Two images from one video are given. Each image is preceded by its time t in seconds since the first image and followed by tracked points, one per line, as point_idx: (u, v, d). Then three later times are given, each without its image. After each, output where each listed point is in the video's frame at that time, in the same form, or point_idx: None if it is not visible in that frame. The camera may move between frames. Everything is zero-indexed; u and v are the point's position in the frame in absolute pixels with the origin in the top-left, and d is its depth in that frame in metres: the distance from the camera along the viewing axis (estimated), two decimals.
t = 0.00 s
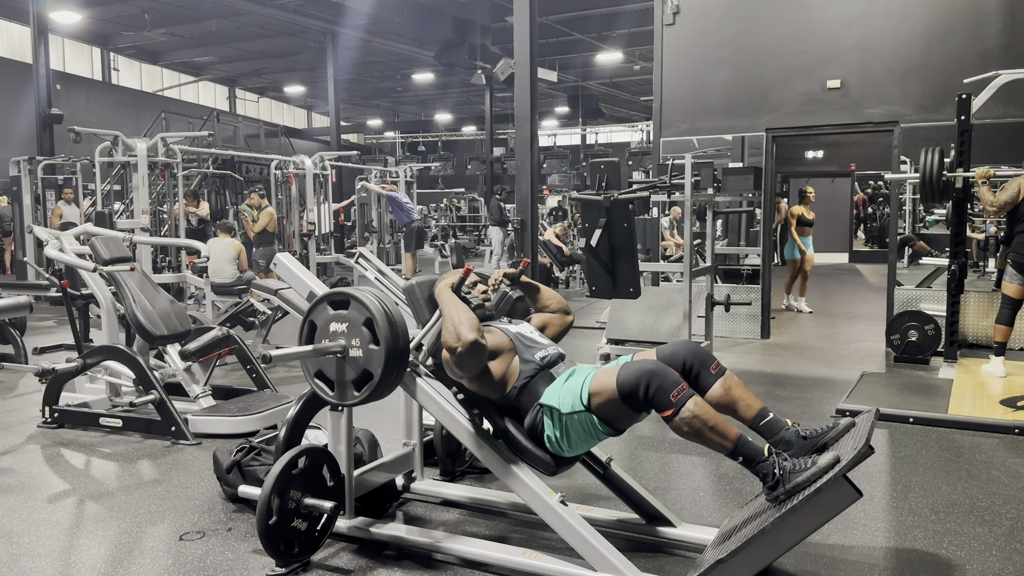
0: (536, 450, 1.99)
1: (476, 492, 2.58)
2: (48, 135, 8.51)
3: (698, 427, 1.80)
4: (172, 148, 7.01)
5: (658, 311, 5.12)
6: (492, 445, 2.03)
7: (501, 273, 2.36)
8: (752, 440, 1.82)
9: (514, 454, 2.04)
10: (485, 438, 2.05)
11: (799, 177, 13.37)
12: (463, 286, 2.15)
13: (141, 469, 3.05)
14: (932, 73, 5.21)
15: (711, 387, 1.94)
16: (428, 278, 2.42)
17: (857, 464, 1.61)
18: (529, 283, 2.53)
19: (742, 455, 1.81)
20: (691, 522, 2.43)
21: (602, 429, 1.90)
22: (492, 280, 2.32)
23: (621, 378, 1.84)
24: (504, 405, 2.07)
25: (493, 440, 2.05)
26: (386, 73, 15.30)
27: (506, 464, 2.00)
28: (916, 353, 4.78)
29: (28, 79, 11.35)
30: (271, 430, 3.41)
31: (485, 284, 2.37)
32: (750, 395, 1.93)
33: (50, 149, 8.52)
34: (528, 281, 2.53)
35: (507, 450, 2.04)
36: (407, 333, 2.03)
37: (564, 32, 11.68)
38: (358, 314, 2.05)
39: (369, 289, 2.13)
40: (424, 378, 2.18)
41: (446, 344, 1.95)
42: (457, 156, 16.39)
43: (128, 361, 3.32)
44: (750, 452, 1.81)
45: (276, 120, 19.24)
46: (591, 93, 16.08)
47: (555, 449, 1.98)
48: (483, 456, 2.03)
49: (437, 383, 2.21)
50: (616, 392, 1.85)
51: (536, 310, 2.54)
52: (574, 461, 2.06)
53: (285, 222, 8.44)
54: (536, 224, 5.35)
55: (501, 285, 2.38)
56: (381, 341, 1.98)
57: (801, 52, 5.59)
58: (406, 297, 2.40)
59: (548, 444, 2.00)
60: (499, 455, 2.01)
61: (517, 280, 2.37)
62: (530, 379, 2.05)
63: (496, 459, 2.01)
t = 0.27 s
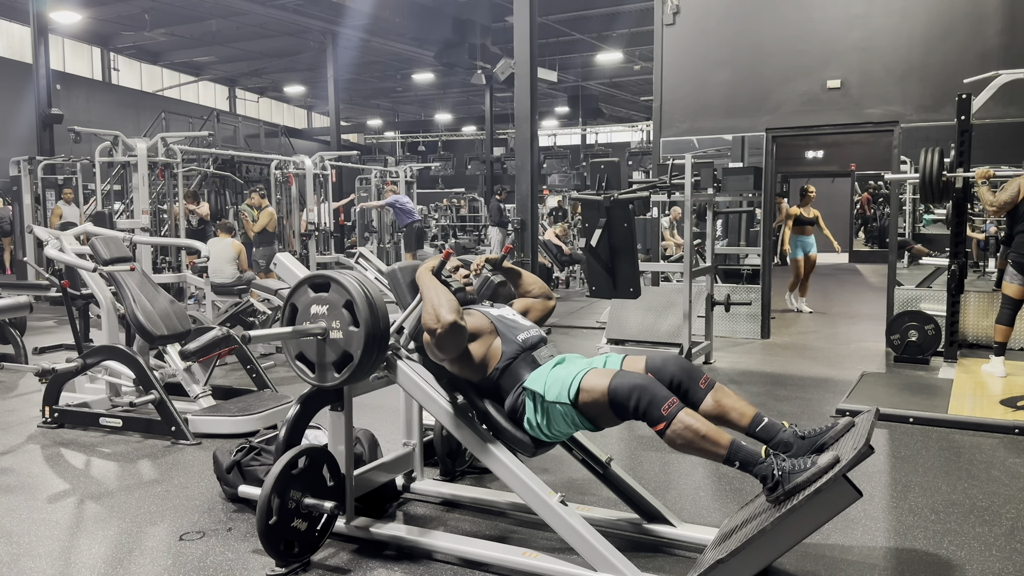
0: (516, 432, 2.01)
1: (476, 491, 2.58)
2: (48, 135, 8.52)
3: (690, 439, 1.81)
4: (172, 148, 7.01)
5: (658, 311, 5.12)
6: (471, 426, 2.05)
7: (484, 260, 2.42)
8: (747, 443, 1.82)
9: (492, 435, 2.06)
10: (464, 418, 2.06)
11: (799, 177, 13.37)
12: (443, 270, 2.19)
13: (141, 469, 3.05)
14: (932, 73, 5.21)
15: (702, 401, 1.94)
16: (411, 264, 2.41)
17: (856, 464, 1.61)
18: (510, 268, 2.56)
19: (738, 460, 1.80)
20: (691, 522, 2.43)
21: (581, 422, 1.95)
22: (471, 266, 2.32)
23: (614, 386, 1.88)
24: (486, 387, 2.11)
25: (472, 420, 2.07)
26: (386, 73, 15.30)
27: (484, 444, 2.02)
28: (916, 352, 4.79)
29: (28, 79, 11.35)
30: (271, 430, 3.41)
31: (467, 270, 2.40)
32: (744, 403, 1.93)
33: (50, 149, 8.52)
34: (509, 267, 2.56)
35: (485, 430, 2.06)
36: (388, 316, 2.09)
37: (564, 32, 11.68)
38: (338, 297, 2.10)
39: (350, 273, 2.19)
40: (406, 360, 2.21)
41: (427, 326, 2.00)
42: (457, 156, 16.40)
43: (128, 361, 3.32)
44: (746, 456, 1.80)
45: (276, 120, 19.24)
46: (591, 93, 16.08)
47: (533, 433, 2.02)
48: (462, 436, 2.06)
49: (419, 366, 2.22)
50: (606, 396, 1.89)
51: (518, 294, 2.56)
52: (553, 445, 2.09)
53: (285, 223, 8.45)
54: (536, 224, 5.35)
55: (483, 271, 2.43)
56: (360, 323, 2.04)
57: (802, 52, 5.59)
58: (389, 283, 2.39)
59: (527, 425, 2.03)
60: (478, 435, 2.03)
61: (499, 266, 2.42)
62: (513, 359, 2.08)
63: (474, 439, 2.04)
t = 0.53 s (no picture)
0: (507, 425, 2.03)
1: (477, 491, 2.58)
2: (48, 135, 8.52)
3: (686, 446, 1.83)
4: (172, 147, 7.01)
5: (658, 311, 5.12)
6: (462, 418, 2.06)
7: (477, 255, 2.44)
8: (746, 445, 1.82)
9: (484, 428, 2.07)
10: (455, 411, 2.07)
11: (799, 177, 13.37)
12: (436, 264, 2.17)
13: (141, 469, 3.05)
14: (932, 73, 5.21)
15: (700, 413, 1.98)
16: (403, 259, 2.39)
17: (856, 463, 1.61)
18: (506, 265, 2.61)
19: (737, 463, 1.80)
20: (691, 522, 2.43)
21: (574, 423, 1.96)
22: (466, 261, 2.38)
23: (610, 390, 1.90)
24: (478, 382, 2.13)
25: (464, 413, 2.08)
26: (386, 74, 15.30)
27: (476, 436, 2.04)
28: (916, 352, 4.79)
29: (28, 79, 11.35)
30: (271, 430, 3.41)
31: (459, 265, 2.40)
32: (739, 410, 1.96)
33: (50, 149, 8.52)
34: (504, 262, 2.61)
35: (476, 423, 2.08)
36: (380, 310, 2.10)
37: (564, 32, 11.68)
38: (331, 290, 2.10)
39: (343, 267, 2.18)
40: (398, 353, 2.24)
41: (416, 320, 2.00)
42: (457, 156, 16.40)
43: (127, 361, 3.32)
44: (744, 458, 1.80)
45: (276, 120, 19.23)
46: (591, 93, 16.09)
47: (522, 428, 2.03)
48: (453, 428, 2.07)
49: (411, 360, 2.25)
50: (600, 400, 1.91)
51: (512, 291, 2.62)
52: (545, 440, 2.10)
53: (285, 223, 8.45)
54: (536, 224, 5.35)
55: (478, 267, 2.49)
56: (353, 317, 2.04)
57: (801, 51, 5.59)
58: (382, 278, 2.38)
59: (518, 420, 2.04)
60: (470, 427, 2.05)
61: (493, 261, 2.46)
62: (506, 356, 2.10)
63: (465, 430, 2.05)
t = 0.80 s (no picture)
0: (528, 444, 2.00)
1: (476, 492, 2.58)
2: (48, 135, 8.52)
3: (694, 432, 1.81)
4: (172, 148, 7.01)
5: (658, 311, 5.12)
6: (485, 439, 2.05)
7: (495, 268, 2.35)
8: (749, 441, 1.83)
9: (506, 448, 2.06)
10: (477, 431, 2.06)
11: (800, 177, 13.36)
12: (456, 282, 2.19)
13: (141, 469, 3.05)
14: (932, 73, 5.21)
15: (709, 394, 1.95)
16: (422, 274, 2.42)
17: (856, 464, 1.61)
18: (522, 279, 2.57)
19: (740, 458, 1.82)
20: (690, 522, 2.43)
21: (594, 428, 1.91)
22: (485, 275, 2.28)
23: (617, 381, 1.85)
24: (496, 400, 2.10)
25: (486, 434, 2.07)
26: (386, 74, 15.30)
27: (499, 457, 2.02)
28: (916, 352, 4.78)
29: (28, 79, 11.35)
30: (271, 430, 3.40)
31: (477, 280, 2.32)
32: (747, 399, 1.94)
33: (50, 149, 8.52)
34: (521, 278, 2.57)
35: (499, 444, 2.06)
36: (401, 328, 2.05)
37: (564, 32, 11.68)
38: (351, 308, 2.07)
39: (362, 284, 2.15)
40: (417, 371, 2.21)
41: (439, 337, 2.00)
42: (457, 156, 16.40)
43: (127, 361, 3.32)
44: (748, 454, 1.81)
45: (276, 120, 19.23)
46: (591, 93, 16.08)
47: (543, 444, 1.99)
48: (475, 448, 2.06)
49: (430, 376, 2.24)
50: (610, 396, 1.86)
51: (529, 305, 2.56)
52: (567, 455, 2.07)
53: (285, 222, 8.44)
54: (536, 224, 5.35)
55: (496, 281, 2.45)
56: (373, 334, 2.00)
57: (801, 52, 5.59)
58: (400, 293, 2.40)
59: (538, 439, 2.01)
60: (492, 447, 2.03)
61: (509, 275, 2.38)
62: (524, 374, 2.07)
63: (487, 451, 2.04)
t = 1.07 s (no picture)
0: (557, 469, 1.94)
1: (476, 492, 2.58)
2: (48, 135, 8.51)
3: (701, 422, 1.78)
4: (172, 148, 7.01)
5: (658, 311, 5.12)
6: (518, 468, 2.01)
7: (522, 290, 2.31)
8: (755, 438, 1.82)
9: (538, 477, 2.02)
10: (510, 460, 2.02)
11: (800, 177, 13.36)
12: (485, 305, 2.09)
13: (141, 469, 3.05)
14: (931, 73, 5.21)
15: (718, 381, 1.94)
16: (448, 295, 2.40)
17: (856, 464, 1.61)
18: (548, 299, 2.48)
19: (745, 453, 1.81)
20: (690, 522, 2.43)
21: (623, 440, 1.83)
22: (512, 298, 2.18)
23: (625, 379, 1.79)
24: (526, 425, 2.00)
25: (518, 462, 2.02)
26: (386, 74, 15.30)
27: (534, 489, 1.99)
28: (916, 353, 4.78)
29: (28, 79, 11.34)
30: (271, 430, 3.40)
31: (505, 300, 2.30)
32: (754, 392, 1.93)
33: (50, 149, 8.52)
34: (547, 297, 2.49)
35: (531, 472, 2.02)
36: (430, 352, 2.01)
37: (565, 32, 11.68)
38: (380, 333, 2.03)
39: (390, 308, 2.11)
40: (445, 397, 2.18)
41: (470, 364, 1.89)
42: (457, 156, 16.40)
43: (127, 361, 3.32)
44: (753, 450, 1.81)
45: (276, 120, 19.23)
46: (591, 93, 16.08)
47: (577, 468, 1.92)
48: (508, 478, 2.02)
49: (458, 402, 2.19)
50: (622, 396, 1.79)
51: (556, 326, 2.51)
52: (597, 480, 2.01)
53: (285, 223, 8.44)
54: (536, 224, 5.35)
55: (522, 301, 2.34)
56: (403, 361, 1.96)
57: (802, 52, 5.59)
58: (426, 314, 2.39)
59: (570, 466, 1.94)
60: (527, 480, 1.99)
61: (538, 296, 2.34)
62: (553, 400, 1.98)
63: (522, 482, 1.99)
